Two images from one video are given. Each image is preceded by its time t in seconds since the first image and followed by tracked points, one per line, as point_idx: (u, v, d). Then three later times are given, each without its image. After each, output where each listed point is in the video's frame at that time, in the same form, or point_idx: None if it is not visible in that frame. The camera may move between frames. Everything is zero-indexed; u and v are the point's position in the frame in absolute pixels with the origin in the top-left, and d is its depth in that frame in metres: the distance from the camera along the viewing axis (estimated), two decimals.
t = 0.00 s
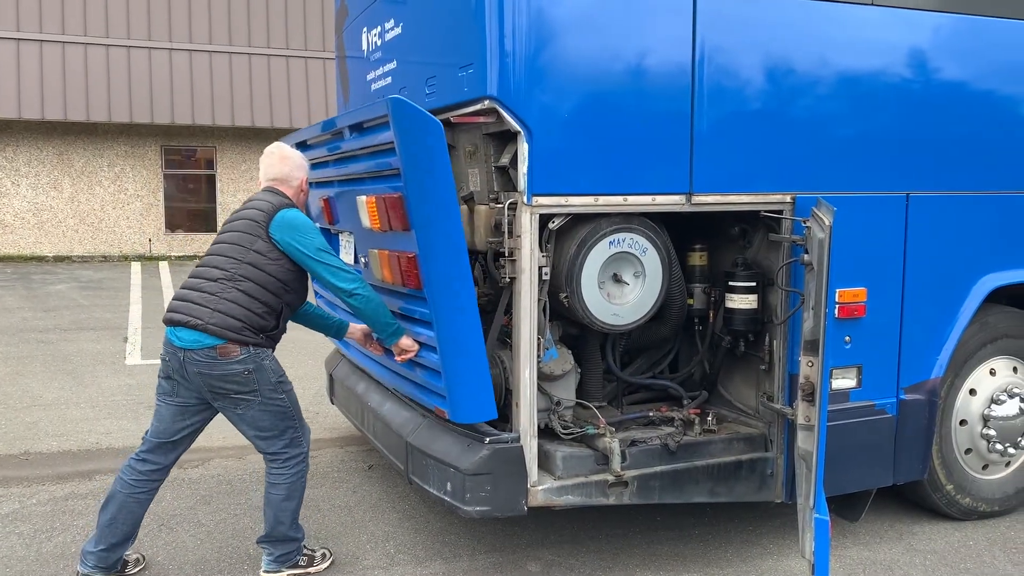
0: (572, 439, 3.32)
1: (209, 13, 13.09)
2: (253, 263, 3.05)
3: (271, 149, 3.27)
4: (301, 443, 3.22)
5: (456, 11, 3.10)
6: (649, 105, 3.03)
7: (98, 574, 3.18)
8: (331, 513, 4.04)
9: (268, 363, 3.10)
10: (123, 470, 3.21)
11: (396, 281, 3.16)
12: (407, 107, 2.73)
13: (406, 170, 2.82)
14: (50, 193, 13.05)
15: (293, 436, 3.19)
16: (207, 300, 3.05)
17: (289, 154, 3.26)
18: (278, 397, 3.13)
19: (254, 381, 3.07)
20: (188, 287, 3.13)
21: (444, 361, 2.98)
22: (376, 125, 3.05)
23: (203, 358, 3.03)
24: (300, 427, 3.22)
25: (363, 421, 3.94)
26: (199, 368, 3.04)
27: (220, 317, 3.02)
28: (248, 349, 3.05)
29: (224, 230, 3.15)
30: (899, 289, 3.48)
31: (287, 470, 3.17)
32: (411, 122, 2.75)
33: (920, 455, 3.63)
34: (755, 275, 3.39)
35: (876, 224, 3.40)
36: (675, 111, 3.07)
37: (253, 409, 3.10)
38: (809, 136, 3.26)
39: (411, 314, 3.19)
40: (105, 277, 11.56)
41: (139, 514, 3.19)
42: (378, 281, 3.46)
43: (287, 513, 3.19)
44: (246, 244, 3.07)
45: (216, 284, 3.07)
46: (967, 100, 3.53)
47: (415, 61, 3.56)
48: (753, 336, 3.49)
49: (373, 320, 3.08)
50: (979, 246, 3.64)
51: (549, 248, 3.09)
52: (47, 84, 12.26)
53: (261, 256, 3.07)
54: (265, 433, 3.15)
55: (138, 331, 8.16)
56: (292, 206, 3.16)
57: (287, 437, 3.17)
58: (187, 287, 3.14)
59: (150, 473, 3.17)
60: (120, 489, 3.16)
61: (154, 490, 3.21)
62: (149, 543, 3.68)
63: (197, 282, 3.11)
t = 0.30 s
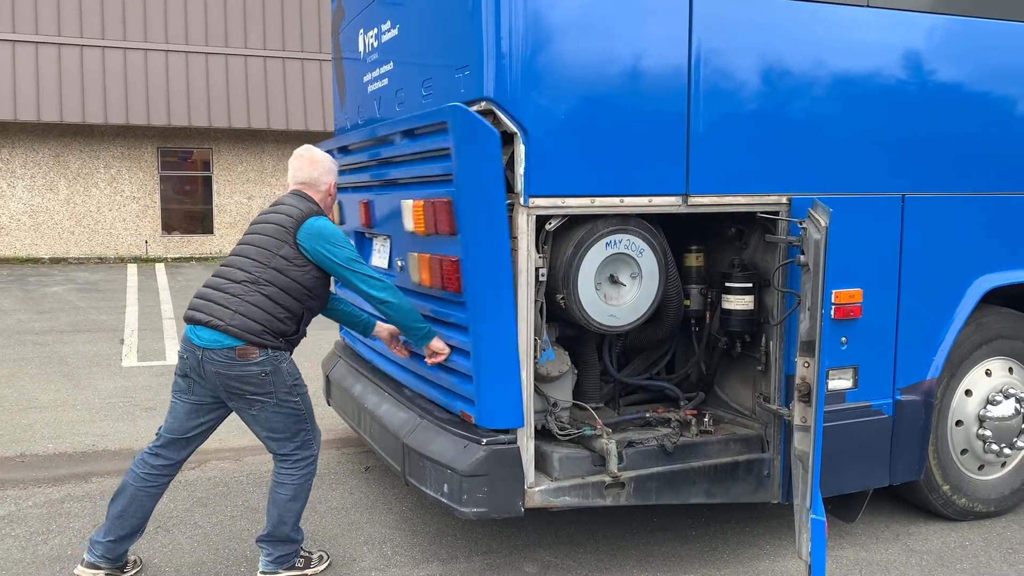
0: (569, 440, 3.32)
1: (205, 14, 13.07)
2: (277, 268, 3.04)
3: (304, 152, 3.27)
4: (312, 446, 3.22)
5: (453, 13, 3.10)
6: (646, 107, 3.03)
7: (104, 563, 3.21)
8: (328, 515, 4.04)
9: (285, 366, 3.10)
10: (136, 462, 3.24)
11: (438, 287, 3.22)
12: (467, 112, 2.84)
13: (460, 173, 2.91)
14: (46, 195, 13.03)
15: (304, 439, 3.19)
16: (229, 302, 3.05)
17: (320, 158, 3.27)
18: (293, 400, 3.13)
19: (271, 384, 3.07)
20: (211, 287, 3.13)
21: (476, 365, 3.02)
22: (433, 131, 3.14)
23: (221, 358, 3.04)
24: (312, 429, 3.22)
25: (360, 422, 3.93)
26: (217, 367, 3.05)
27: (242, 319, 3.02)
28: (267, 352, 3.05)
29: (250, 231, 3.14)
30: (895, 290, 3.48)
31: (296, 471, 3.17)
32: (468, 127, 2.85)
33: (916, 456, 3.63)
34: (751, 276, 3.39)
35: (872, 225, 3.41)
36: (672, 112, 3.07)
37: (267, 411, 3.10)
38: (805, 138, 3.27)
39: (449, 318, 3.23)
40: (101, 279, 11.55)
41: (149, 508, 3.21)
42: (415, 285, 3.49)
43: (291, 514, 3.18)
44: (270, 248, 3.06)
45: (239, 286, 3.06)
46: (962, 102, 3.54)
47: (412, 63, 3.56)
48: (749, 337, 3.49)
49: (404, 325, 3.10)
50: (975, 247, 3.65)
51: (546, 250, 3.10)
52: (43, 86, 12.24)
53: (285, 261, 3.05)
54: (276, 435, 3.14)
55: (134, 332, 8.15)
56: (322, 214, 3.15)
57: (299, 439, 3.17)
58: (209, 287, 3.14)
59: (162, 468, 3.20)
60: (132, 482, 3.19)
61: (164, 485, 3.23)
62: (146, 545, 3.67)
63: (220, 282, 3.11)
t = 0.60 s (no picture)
0: (567, 442, 3.32)
1: (202, 16, 13.06)
2: (287, 267, 3.03)
3: (313, 141, 3.23)
4: (314, 451, 3.21)
5: (450, 14, 3.11)
6: (642, 108, 3.04)
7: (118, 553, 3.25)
8: (325, 517, 4.03)
9: (296, 366, 3.10)
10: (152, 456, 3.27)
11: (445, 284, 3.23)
12: (487, 111, 2.89)
13: (474, 171, 2.95)
14: (42, 197, 13.00)
15: (306, 443, 3.18)
16: (242, 300, 3.05)
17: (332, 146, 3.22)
18: (300, 401, 3.13)
19: (280, 383, 3.07)
20: (224, 285, 3.13)
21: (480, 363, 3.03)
22: (448, 130, 3.20)
23: (233, 356, 3.04)
24: (315, 434, 3.21)
25: (357, 424, 3.92)
26: (227, 364, 3.06)
27: (254, 318, 3.02)
28: (279, 351, 3.05)
29: (262, 227, 3.12)
30: (892, 291, 3.49)
31: (296, 475, 3.16)
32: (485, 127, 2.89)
33: (913, 457, 3.64)
34: (747, 277, 3.40)
35: (868, 225, 3.42)
36: (669, 114, 3.08)
37: (275, 412, 3.10)
38: (801, 139, 3.27)
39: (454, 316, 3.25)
40: (98, 281, 11.53)
41: (163, 501, 3.24)
42: (421, 283, 3.51)
43: (287, 517, 3.16)
44: (280, 246, 3.04)
45: (251, 284, 3.06)
46: (958, 102, 3.54)
47: (408, 64, 3.56)
48: (746, 337, 3.49)
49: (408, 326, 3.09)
50: (971, 247, 3.66)
51: (543, 251, 3.11)
52: (39, 88, 12.22)
53: (296, 259, 3.03)
54: (279, 436, 3.14)
55: (131, 335, 8.13)
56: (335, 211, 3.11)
57: (301, 442, 3.16)
58: (222, 283, 3.14)
59: (178, 462, 3.23)
60: (148, 475, 3.22)
61: (179, 479, 3.26)
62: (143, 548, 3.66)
63: (232, 279, 3.10)
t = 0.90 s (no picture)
0: (564, 443, 3.32)
1: (199, 18, 13.06)
2: (289, 266, 2.99)
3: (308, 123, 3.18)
4: (306, 455, 3.20)
5: (447, 16, 3.11)
6: (639, 109, 3.04)
7: (145, 565, 3.20)
8: (322, 518, 4.03)
9: (299, 365, 3.11)
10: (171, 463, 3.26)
11: (443, 288, 3.24)
12: (484, 113, 2.89)
13: (471, 173, 2.95)
14: (39, 199, 12.99)
15: (299, 448, 3.16)
16: (244, 300, 3.01)
17: (322, 125, 3.14)
18: (300, 401, 3.14)
19: (282, 381, 3.08)
20: (224, 283, 3.08)
21: (478, 364, 3.03)
22: (445, 132, 3.21)
23: (239, 353, 3.04)
24: (310, 440, 3.22)
25: (354, 425, 3.93)
26: (232, 361, 3.05)
27: (259, 318, 3.01)
28: (285, 348, 3.06)
29: (257, 223, 3.04)
30: (888, 291, 3.50)
31: (287, 480, 3.15)
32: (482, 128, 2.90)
33: (909, 457, 3.64)
34: (744, 278, 3.41)
35: (865, 226, 3.43)
36: (665, 115, 3.08)
37: (276, 410, 3.10)
38: (797, 140, 3.28)
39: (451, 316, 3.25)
40: (95, 283, 11.52)
41: (185, 505, 3.22)
42: (418, 285, 3.51)
43: (278, 521, 3.15)
44: (279, 245, 2.98)
45: (252, 283, 3.02)
46: (954, 103, 3.55)
47: (405, 66, 3.56)
48: (743, 338, 3.50)
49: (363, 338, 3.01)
50: (967, 248, 3.66)
51: (540, 252, 3.11)
52: (36, 90, 12.20)
53: (297, 258, 2.99)
54: (276, 439, 3.13)
55: (127, 337, 8.12)
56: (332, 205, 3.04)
57: (296, 445, 3.15)
58: (221, 281, 3.09)
59: (196, 462, 3.23)
60: (168, 480, 3.21)
61: (198, 480, 3.25)
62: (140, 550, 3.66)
63: (232, 278, 3.05)
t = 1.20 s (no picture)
0: (562, 443, 3.33)
1: (196, 19, 13.05)
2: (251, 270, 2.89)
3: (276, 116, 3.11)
4: (298, 459, 3.18)
5: (444, 16, 3.11)
6: (636, 110, 3.05)
7: None
8: (321, 519, 4.03)
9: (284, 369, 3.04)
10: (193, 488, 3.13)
11: (441, 289, 3.24)
12: (481, 113, 2.89)
13: (468, 173, 2.96)
14: (37, 200, 12.98)
15: (291, 452, 3.13)
16: (217, 310, 2.93)
17: (287, 118, 3.05)
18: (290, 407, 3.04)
19: (267, 387, 3.01)
20: (197, 295, 3.01)
21: (476, 364, 3.04)
22: (442, 132, 3.21)
23: (220, 362, 2.96)
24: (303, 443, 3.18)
25: (352, 426, 3.93)
26: (215, 370, 2.97)
27: (233, 326, 2.92)
28: (266, 353, 2.98)
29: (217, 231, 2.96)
30: (884, 291, 3.50)
31: (280, 485, 3.15)
32: (478, 128, 2.90)
33: (907, 457, 3.65)
34: (741, 278, 3.41)
35: (861, 226, 3.43)
36: (662, 115, 3.09)
37: (264, 418, 3.03)
38: (794, 140, 3.29)
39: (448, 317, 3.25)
40: (94, 284, 11.51)
41: (214, 525, 3.09)
42: (416, 286, 3.51)
43: (275, 522, 3.19)
44: (238, 251, 2.89)
45: (222, 292, 2.93)
46: (951, 103, 3.56)
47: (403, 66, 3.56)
48: (740, 338, 3.50)
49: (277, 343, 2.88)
50: (964, 247, 3.67)
51: (537, 253, 3.12)
52: (33, 91, 12.19)
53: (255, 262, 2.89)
54: (267, 445, 3.09)
55: (126, 338, 8.12)
56: (294, 201, 2.93)
57: (286, 450, 3.12)
58: (195, 294, 3.02)
59: (215, 480, 3.09)
60: (192, 505, 3.07)
61: (223, 496, 3.11)
62: (138, 551, 3.66)
63: (204, 288, 2.98)
